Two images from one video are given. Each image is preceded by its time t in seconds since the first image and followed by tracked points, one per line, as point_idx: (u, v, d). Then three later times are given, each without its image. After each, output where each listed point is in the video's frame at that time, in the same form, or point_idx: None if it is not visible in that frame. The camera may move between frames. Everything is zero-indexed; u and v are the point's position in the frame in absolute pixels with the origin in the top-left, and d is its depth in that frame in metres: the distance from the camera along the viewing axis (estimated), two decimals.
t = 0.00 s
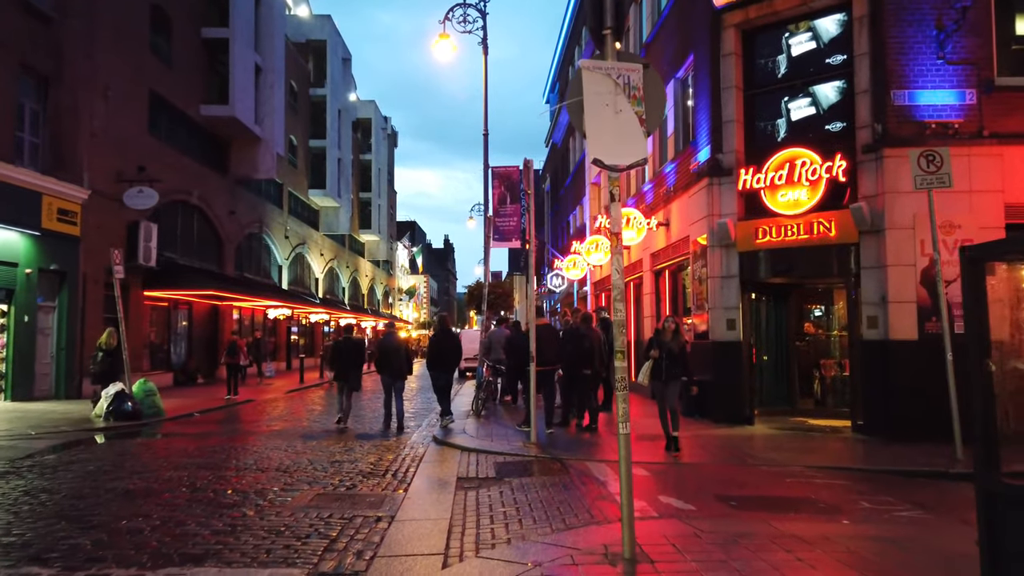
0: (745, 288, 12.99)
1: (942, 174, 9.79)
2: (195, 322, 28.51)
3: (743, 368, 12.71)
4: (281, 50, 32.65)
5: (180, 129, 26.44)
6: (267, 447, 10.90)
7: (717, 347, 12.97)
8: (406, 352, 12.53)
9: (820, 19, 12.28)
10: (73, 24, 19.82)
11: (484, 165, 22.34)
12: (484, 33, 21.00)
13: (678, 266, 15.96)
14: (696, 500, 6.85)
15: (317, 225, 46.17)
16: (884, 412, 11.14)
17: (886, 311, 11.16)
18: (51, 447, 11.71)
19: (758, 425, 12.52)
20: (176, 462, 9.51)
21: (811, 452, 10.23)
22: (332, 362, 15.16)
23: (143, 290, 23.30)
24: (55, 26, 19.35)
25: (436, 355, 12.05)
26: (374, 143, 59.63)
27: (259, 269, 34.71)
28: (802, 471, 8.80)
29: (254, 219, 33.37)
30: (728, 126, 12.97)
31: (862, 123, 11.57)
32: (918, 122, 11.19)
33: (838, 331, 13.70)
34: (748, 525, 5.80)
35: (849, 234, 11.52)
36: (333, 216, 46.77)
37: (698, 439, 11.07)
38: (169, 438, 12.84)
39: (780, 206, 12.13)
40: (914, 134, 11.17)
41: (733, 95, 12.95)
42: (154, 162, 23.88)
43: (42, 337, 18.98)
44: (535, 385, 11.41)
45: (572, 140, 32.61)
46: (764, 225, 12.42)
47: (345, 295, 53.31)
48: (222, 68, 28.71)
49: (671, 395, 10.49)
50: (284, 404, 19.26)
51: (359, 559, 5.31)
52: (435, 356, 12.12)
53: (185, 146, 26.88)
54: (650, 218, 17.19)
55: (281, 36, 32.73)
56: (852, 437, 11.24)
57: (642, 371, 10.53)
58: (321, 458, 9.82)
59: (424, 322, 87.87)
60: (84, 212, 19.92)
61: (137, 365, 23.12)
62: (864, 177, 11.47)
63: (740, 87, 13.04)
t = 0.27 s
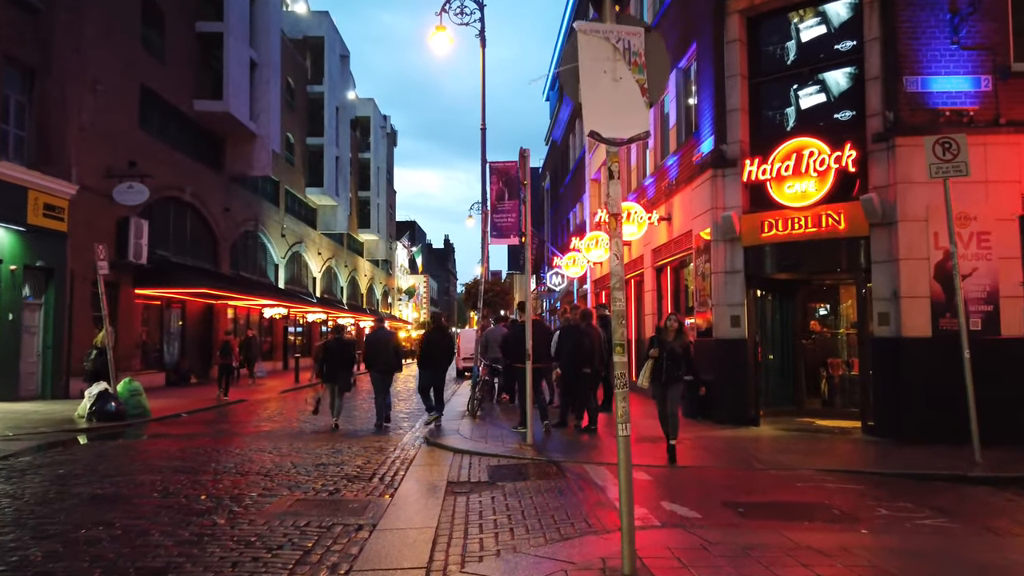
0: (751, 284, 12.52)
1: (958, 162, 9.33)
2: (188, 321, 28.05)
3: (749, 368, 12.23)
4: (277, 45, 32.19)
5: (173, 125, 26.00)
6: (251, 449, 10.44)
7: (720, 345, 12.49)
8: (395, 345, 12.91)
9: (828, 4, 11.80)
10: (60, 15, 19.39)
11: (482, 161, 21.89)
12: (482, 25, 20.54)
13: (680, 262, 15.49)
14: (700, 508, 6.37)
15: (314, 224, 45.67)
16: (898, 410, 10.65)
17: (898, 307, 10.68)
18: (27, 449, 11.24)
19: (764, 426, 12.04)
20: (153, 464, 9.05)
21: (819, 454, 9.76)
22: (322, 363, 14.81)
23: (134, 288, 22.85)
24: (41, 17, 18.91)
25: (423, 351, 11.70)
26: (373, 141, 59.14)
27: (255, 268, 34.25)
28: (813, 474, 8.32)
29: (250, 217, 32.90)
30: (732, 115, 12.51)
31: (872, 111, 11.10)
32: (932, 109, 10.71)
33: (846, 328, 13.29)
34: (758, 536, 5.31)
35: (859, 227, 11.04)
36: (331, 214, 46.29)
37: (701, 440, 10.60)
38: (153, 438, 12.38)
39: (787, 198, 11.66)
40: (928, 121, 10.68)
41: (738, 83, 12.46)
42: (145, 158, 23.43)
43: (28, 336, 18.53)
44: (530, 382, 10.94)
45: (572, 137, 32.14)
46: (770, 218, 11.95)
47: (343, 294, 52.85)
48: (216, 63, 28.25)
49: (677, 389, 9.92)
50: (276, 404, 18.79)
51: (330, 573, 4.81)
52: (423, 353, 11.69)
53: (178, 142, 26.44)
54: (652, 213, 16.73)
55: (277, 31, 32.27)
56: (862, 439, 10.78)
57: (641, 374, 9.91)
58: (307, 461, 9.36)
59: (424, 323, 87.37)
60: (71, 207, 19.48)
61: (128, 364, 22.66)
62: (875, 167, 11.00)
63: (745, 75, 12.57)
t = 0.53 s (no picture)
0: (754, 284, 12.01)
1: (974, 156, 8.82)
2: (180, 321, 27.56)
3: (752, 372, 11.73)
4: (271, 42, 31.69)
5: (163, 121, 25.51)
6: (230, 458, 9.93)
7: (722, 349, 11.98)
8: (383, 351, 12.98)
9: None
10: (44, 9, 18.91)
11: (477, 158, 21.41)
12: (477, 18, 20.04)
13: (681, 261, 14.99)
14: (701, 528, 5.86)
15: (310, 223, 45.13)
16: (909, 416, 10.13)
17: (909, 308, 10.17)
18: None
19: (768, 433, 11.54)
20: (122, 475, 8.55)
21: (827, 464, 9.25)
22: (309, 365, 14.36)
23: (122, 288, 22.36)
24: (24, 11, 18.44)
25: (411, 355, 11.20)
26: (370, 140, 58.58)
27: (249, 267, 33.74)
28: (821, 488, 7.81)
29: (243, 215, 32.39)
30: (735, 108, 12.00)
31: (882, 103, 10.59)
32: (944, 101, 10.21)
33: (853, 330, 12.81)
34: (766, 565, 4.79)
35: (867, 224, 10.55)
36: (327, 213, 45.76)
37: (702, 449, 10.09)
38: (129, 445, 11.86)
39: (792, 194, 11.15)
40: (940, 114, 10.17)
41: (741, 74, 11.94)
42: (133, 155, 22.93)
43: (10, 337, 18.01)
44: (523, 387, 10.46)
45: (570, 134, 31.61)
46: (774, 216, 11.45)
47: (340, 294, 52.33)
48: (208, 59, 27.74)
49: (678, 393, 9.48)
50: (264, 408, 18.28)
51: None
52: (410, 354, 11.21)
53: (169, 139, 25.95)
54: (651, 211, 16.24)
55: (271, 27, 31.77)
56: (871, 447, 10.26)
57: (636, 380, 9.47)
58: (285, 471, 8.86)
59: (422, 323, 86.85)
60: (55, 205, 18.99)
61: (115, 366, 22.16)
62: (884, 162, 10.49)
63: (748, 66, 12.06)
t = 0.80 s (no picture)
0: (751, 279, 11.56)
1: (983, 142, 8.36)
2: (166, 320, 27.04)
3: (748, 370, 11.29)
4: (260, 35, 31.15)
5: (148, 115, 24.98)
6: (199, 459, 9.44)
7: (718, 346, 11.53)
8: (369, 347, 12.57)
9: None
10: None
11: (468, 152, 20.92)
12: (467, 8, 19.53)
13: (675, 256, 14.54)
14: (693, 539, 5.41)
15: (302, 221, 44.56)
16: (913, 415, 9.68)
17: (913, 303, 9.72)
18: None
19: (765, 433, 11.10)
20: (80, 480, 8.08)
21: (827, 466, 8.81)
22: (293, 364, 13.85)
23: (104, 285, 21.86)
24: None
25: (392, 354, 10.78)
26: (363, 137, 57.99)
27: (238, 265, 33.19)
28: (822, 492, 7.36)
29: (232, 212, 31.85)
30: (731, 96, 11.54)
31: (884, 89, 10.14)
32: (949, 87, 9.75)
33: (854, 327, 12.41)
34: None
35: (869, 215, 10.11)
36: (319, 211, 45.16)
37: (697, 451, 9.63)
38: (100, 447, 11.36)
39: (790, 185, 10.69)
40: (945, 100, 9.72)
41: (737, 61, 11.50)
42: (116, 149, 22.40)
43: None
44: (509, 387, 9.92)
45: (564, 129, 31.11)
46: (771, 207, 11.00)
47: (333, 293, 51.80)
48: (195, 52, 27.20)
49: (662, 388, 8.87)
50: (248, 408, 17.76)
51: None
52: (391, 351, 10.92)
53: (154, 134, 25.43)
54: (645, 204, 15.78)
55: (260, 21, 31.23)
56: (872, 449, 9.82)
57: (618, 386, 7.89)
58: (255, 475, 8.37)
59: (418, 322, 86.49)
60: (32, 200, 18.47)
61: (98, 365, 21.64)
62: (886, 150, 10.05)
63: (744, 52, 11.60)
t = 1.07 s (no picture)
0: (749, 278, 11.14)
1: (994, 134, 7.94)
2: (154, 320, 26.57)
3: (747, 372, 10.88)
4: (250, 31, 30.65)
5: (134, 111, 24.50)
6: (172, 467, 9.00)
7: (715, 348, 11.11)
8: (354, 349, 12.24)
9: None
10: None
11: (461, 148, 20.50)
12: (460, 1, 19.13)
13: (671, 254, 14.12)
14: (689, 560, 4.99)
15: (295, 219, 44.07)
16: (920, 419, 9.28)
17: (919, 302, 9.31)
18: None
19: (765, 438, 10.69)
20: (40, 490, 7.63)
21: (831, 475, 8.39)
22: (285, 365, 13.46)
23: (89, 285, 21.40)
24: None
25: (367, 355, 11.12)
26: (358, 136, 57.49)
27: (229, 264, 32.69)
28: (827, 504, 6.93)
29: (222, 210, 31.36)
30: (729, 88, 11.12)
31: (889, 80, 9.72)
32: (958, 78, 9.32)
33: (856, 327, 12.03)
34: None
35: (873, 211, 9.70)
36: (312, 209, 44.64)
37: (693, 457, 9.21)
38: (73, 453, 10.92)
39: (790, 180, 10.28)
40: (953, 91, 9.30)
41: (735, 52, 11.09)
42: (101, 146, 21.92)
43: None
44: (498, 389, 9.45)
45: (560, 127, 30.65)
46: (771, 204, 10.58)
47: (327, 292, 51.34)
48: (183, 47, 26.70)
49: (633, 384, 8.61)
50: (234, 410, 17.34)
51: None
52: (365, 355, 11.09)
53: (141, 130, 24.95)
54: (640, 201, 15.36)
55: (251, 16, 30.74)
56: (877, 455, 9.41)
57: (598, 390, 6.89)
58: (228, 484, 7.93)
59: (414, 321, 86.09)
60: (13, 197, 18.00)
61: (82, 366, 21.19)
62: (891, 143, 9.63)
63: (743, 43, 11.18)
